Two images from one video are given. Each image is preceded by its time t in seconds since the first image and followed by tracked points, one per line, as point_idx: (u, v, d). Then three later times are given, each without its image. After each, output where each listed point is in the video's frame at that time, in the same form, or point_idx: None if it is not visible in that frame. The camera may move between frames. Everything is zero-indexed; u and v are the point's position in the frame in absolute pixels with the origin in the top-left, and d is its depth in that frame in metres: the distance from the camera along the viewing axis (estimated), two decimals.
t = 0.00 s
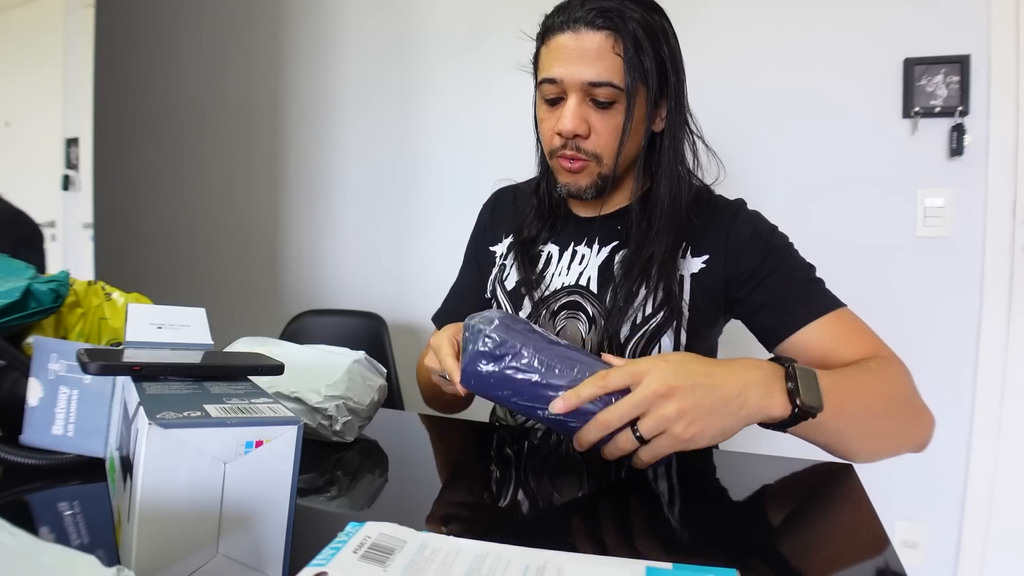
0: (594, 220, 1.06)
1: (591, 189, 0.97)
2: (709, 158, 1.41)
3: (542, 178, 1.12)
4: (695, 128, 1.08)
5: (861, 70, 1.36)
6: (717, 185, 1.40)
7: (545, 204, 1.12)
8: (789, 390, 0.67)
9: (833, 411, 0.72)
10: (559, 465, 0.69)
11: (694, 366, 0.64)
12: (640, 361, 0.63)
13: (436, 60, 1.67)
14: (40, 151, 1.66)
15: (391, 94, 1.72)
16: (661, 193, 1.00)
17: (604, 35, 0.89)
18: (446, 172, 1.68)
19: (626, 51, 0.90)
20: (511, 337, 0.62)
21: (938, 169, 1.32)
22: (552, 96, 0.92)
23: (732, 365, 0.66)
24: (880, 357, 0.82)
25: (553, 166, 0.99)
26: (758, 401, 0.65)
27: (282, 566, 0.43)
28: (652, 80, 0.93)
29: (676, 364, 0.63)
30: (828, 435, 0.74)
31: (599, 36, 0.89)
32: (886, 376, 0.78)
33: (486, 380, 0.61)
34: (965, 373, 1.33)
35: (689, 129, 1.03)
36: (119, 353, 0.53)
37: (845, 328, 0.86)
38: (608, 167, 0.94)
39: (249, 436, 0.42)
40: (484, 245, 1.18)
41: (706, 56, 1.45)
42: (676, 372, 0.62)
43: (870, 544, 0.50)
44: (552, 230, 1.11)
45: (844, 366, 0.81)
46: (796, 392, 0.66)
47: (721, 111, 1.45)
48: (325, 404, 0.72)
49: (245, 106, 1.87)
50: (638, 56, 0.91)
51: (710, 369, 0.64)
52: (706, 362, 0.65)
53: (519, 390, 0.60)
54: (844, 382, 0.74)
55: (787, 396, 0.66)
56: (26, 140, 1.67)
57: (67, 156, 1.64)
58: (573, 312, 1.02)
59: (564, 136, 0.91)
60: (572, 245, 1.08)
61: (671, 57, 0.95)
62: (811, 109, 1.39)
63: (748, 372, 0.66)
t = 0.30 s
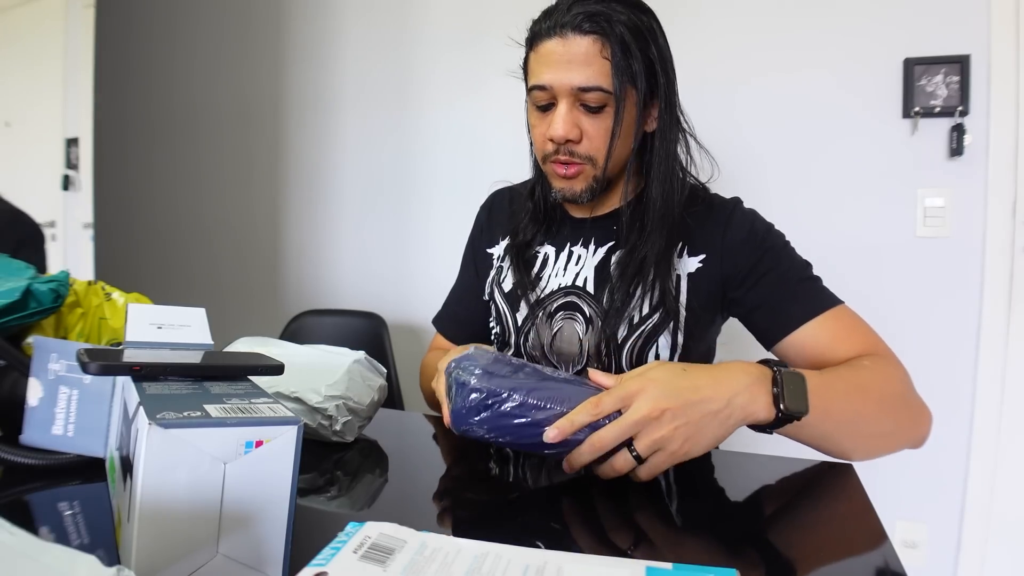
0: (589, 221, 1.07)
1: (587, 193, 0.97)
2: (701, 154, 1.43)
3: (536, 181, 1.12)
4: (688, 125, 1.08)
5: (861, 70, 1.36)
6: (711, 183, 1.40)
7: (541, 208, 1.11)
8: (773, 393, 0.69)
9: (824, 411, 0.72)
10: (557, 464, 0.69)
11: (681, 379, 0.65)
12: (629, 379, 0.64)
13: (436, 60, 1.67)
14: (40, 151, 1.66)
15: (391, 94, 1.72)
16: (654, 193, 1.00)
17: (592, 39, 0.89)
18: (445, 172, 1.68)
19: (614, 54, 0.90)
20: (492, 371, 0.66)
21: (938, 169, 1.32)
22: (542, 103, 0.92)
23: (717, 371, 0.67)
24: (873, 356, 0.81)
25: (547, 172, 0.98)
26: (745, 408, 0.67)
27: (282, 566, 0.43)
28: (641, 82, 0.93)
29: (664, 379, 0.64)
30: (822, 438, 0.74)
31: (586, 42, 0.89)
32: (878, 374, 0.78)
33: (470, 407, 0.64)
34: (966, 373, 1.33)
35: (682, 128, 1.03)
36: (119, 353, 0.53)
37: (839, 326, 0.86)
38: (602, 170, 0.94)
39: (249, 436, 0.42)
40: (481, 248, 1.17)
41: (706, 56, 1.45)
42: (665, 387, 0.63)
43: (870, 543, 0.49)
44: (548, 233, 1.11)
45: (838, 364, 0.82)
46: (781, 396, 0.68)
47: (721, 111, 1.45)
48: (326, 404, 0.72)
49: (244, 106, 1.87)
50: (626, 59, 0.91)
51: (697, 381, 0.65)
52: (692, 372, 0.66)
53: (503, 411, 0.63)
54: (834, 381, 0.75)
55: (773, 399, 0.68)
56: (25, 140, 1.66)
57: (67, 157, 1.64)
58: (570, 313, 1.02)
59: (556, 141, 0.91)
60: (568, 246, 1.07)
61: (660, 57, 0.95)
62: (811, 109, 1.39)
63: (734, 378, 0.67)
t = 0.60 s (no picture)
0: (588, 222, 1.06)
1: (594, 195, 0.98)
2: (699, 152, 1.45)
3: (535, 183, 1.11)
4: (686, 125, 1.08)
5: (861, 70, 1.36)
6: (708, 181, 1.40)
7: (539, 209, 1.11)
8: (752, 373, 0.70)
9: (809, 397, 0.73)
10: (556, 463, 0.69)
11: (658, 364, 0.66)
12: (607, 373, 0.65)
13: (436, 60, 1.67)
14: (40, 150, 1.66)
15: (391, 94, 1.72)
16: (659, 196, 0.99)
17: (598, 47, 0.89)
18: (445, 172, 1.68)
19: (620, 63, 0.90)
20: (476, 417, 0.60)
21: (938, 169, 1.32)
22: (549, 110, 0.92)
23: (691, 356, 0.69)
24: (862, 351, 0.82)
25: (552, 175, 0.99)
26: (723, 385, 0.68)
27: (282, 566, 0.43)
28: (647, 89, 0.94)
29: (640, 366, 0.65)
30: (806, 424, 0.75)
31: (592, 51, 0.88)
32: (866, 367, 0.79)
33: (459, 458, 0.59)
34: (966, 372, 1.33)
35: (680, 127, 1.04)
36: (119, 353, 0.53)
37: (830, 319, 0.87)
38: (611, 173, 0.95)
39: (248, 436, 0.42)
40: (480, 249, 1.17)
41: (707, 56, 1.45)
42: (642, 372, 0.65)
43: (868, 544, 0.50)
44: (546, 233, 1.10)
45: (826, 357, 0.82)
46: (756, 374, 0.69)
47: (721, 111, 1.45)
48: (325, 403, 0.72)
49: (245, 107, 1.87)
50: (631, 66, 0.92)
51: (674, 365, 0.66)
52: (668, 359, 0.67)
53: (493, 460, 0.58)
54: (820, 369, 0.76)
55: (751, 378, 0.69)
56: (25, 140, 1.66)
57: (67, 156, 1.64)
58: (567, 312, 1.02)
59: (565, 148, 0.92)
60: (565, 245, 1.07)
61: (665, 63, 0.96)
62: (811, 109, 1.39)
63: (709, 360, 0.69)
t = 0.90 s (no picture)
0: (587, 221, 1.07)
1: (596, 194, 0.98)
2: (697, 153, 1.44)
3: (535, 181, 1.12)
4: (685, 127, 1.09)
5: (862, 70, 1.36)
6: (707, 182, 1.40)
7: (540, 206, 1.12)
8: (750, 372, 0.69)
9: (804, 393, 0.73)
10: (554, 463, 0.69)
11: (657, 360, 0.65)
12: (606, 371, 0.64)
13: (436, 60, 1.67)
14: (40, 150, 1.66)
15: (391, 94, 1.72)
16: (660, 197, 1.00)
17: (609, 46, 0.89)
18: (445, 172, 1.68)
19: (631, 64, 0.91)
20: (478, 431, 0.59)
21: (938, 169, 1.32)
22: (556, 106, 0.92)
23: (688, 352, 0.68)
24: (856, 348, 0.82)
25: (554, 173, 0.98)
26: (724, 383, 0.67)
27: (282, 566, 0.43)
28: (655, 91, 0.95)
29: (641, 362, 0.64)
30: (800, 420, 0.75)
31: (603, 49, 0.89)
32: (861, 366, 0.78)
33: (461, 472, 0.59)
34: (966, 372, 1.33)
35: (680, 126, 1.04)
36: (119, 353, 0.53)
37: (825, 318, 0.86)
38: (615, 172, 0.95)
39: (248, 436, 0.42)
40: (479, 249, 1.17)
41: (707, 56, 1.45)
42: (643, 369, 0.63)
43: (867, 543, 0.50)
44: (546, 232, 1.10)
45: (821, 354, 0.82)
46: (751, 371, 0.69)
47: (721, 111, 1.45)
48: (326, 404, 0.72)
49: (245, 106, 1.87)
50: (641, 67, 0.92)
51: (676, 362, 0.65)
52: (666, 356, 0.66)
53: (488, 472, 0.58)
54: (815, 366, 0.75)
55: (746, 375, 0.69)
56: (25, 139, 1.66)
57: (67, 156, 1.64)
58: (567, 310, 1.02)
59: (571, 145, 0.91)
60: (565, 245, 1.07)
61: (671, 66, 0.96)
62: (812, 109, 1.39)
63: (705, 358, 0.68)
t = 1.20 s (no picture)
0: (588, 220, 1.06)
1: (591, 193, 0.97)
2: (696, 153, 1.45)
3: (534, 181, 1.12)
4: (683, 126, 1.08)
5: (862, 70, 1.36)
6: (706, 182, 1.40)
7: (539, 206, 1.11)
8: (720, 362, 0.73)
9: (780, 388, 0.76)
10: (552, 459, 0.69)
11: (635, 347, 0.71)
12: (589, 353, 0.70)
13: (436, 60, 1.67)
14: (40, 151, 1.66)
15: (391, 94, 1.72)
16: (655, 196, 1.01)
17: (598, 45, 0.89)
18: (445, 172, 1.68)
19: (621, 61, 0.90)
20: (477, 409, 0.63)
21: (938, 169, 1.32)
22: (548, 106, 0.92)
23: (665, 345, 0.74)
24: (849, 348, 0.82)
25: (550, 173, 0.98)
26: (701, 371, 0.71)
27: (282, 566, 0.43)
28: (646, 87, 0.94)
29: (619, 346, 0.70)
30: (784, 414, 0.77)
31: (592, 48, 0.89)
32: (848, 363, 0.80)
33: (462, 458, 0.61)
34: (966, 373, 1.33)
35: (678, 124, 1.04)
36: (119, 353, 0.53)
37: (822, 316, 0.87)
38: (609, 170, 0.95)
39: (248, 436, 0.42)
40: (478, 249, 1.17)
41: (706, 56, 1.45)
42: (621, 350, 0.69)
43: (865, 543, 0.50)
44: (545, 232, 1.10)
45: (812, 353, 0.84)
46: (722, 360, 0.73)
47: (721, 111, 1.45)
48: (326, 403, 0.72)
49: (245, 106, 1.87)
50: (631, 64, 0.92)
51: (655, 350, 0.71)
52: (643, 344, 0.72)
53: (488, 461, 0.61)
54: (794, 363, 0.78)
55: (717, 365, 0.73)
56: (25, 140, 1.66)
57: (67, 156, 1.64)
58: (566, 310, 1.02)
59: (563, 145, 0.92)
60: (565, 244, 1.07)
61: (664, 63, 0.96)
62: (812, 109, 1.39)
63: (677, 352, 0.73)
